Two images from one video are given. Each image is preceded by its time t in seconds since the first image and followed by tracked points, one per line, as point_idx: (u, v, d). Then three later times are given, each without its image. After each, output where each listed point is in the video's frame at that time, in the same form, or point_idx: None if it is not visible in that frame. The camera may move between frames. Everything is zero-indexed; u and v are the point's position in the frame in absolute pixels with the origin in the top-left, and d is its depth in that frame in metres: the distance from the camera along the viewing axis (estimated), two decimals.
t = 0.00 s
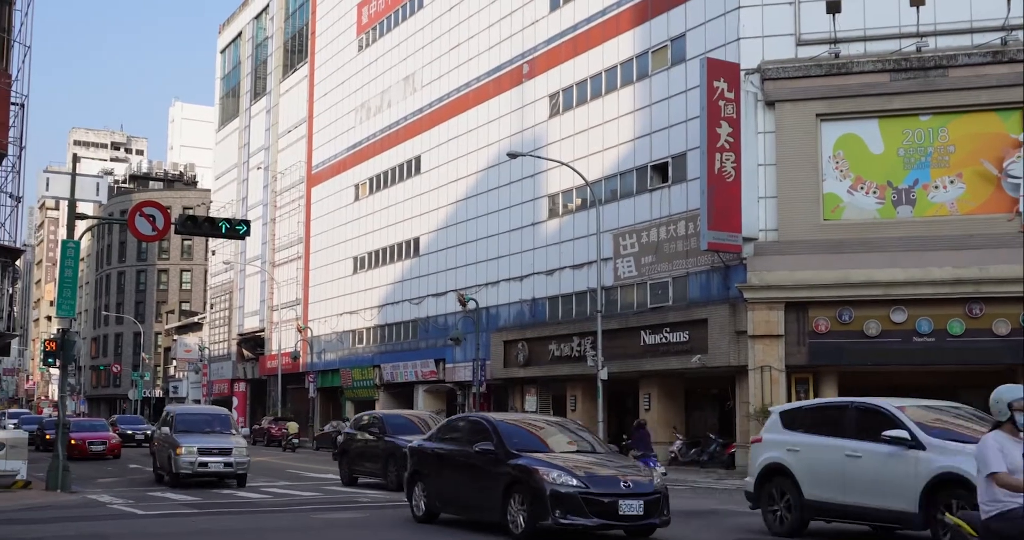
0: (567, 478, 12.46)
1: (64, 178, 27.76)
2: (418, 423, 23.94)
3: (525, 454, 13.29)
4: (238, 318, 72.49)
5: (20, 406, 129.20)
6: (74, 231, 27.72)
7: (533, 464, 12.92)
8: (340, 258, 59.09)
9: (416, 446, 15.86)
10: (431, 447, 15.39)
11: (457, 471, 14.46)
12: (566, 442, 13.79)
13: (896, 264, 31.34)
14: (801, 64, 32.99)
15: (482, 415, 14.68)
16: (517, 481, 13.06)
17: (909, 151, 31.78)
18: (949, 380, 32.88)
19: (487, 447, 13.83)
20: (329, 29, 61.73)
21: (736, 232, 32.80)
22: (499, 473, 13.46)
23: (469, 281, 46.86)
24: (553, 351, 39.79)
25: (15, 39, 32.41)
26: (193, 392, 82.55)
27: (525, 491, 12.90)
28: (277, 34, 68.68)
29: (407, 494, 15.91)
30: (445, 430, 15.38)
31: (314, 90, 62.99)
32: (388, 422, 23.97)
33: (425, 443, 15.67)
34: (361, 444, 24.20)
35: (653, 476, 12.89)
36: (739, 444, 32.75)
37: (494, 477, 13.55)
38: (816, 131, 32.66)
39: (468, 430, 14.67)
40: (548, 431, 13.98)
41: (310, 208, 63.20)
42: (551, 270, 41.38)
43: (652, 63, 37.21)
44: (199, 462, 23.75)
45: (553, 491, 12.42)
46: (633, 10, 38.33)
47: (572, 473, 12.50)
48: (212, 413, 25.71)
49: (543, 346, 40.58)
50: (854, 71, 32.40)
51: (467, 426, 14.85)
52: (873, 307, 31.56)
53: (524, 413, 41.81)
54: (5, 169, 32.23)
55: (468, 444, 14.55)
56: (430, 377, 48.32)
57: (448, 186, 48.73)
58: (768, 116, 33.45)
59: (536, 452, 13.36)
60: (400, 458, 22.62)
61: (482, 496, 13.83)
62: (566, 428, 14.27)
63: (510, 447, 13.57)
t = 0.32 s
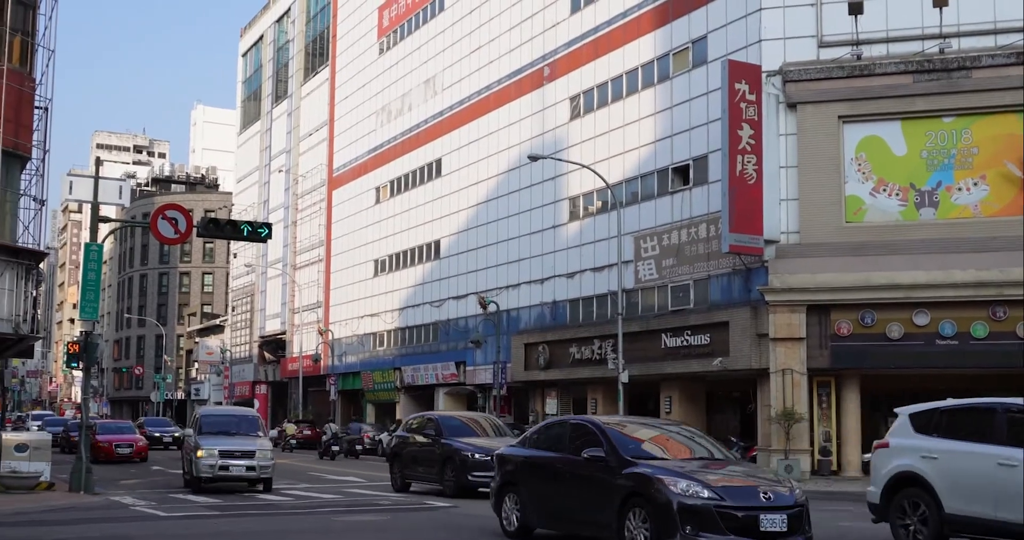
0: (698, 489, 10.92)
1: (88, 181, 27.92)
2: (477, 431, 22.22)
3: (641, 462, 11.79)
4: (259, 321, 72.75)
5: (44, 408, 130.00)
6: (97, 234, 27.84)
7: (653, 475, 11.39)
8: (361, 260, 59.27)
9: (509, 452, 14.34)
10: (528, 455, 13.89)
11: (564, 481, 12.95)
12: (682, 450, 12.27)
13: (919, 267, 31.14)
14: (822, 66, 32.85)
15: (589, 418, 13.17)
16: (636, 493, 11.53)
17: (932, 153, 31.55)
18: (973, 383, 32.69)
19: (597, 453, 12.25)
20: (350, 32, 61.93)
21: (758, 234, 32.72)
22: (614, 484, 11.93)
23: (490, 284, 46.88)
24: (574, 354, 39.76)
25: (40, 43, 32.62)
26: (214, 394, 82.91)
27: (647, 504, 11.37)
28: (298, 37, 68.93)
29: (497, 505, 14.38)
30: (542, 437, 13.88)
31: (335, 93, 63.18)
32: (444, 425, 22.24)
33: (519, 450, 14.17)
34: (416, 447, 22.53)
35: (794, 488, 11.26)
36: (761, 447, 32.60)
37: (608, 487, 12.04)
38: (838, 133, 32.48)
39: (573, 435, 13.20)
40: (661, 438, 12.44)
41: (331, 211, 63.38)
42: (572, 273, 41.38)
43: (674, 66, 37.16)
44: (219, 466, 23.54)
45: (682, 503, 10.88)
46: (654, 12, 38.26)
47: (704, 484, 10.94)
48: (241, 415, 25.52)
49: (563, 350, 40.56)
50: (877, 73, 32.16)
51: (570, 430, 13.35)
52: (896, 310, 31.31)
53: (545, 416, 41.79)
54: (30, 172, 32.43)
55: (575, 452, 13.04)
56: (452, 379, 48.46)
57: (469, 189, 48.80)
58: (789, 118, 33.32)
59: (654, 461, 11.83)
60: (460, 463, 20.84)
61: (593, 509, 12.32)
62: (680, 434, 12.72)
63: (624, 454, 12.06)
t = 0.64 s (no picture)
0: (886, 508, 8.88)
1: (109, 184, 28.05)
2: (542, 430, 19.93)
3: (806, 475, 9.67)
4: (277, 324, 72.97)
5: (65, 410, 130.64)
6: (119, 237, 27.98)
7: (828, 490, 9.30)
8: (380, 263, 59.38)
9: (624, 460, 12.13)
10: (651, 463, 11.69)
11: (703, 496, 10.79)
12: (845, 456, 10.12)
13: (940, 270, 30.95)
14: (842, 68, 32.73)
15: (728, 420, 11.00)
16: (807, 512, 9.44)
17: (953, 155, 31.30)
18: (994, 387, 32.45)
19: (751, 462, 10.10)
20: (369, 36, 62.10)
21: (778, 238, 32.53)
22: (775, 501, 9.82)
23: (508, 287, 46.87)
24: (592, 357, 39.72)
25: (63, 47, 32.79)
26: (234, 397, 83.14)
27: (823, 526, 9.27)
28: (318, 41, 69.20)
29: (608, 521, 12.20)
30: (668, 443, 11.70)
31: (354, 97, 63.37)
32: (507, 427, 20.07)
33: (637, 457, 12.01)
34: (477, 452, 20.50)
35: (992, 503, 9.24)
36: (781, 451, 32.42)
37: (762, 504, 9.97)
38: (857, 136, 32.35)
39: (706, 441, 11.06)
40: (820, 444, 10.33)
41: (350, 214, 63.52)
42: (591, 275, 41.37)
43: (692, 68, 37.12)
44: (226, 471, 22.04)
45: (869, 525, 8.84)
46: (673, 14, 38.24)
47: (894, 502, 8.91)
48: (258, 418, 24.03)
49: (582, 353, 40.54)
50: (898, 75, 31.97)
51: (703, 435, 11.19)
52: (917, 313, 31.15)
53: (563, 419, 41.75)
54: (51, 174, 32.58)
55: (714, 460, 10.86)
56: (470, 382, 48.43)
57: (487, 192, 48.86)
58: (809, 120, 33.19)
59: (824, 473, 9.72)
60: (526, 470, 18.71)
61: (744, 532, 10.21)
62: (836, 437, 10.58)
63: (783, 464, 9.93)
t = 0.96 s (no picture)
0: None
1: (126, 186, 28.12)
2: (612, 433, 18.02)
3: None
4: (294, 326, 73.16)
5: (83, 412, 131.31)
6: (136, 240, 28.03)
7: None
8: (396, 266, 59.44)
9: (780, 473, 10.69)
10: (820, 476, 10.25)
11: (897, 520, 9.39)
12: None
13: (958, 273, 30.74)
14: (860, 71, 32.65)
15: (922, 426, 9.57)
16: None
17: (971, 159, 30.26)
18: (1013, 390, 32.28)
19: (972, 480, 8.67)
20: (386, 38, 62.20)
21: (795, 241, 32.53)
22: (1003, 530, 8.42)
23: (524, 290, 46.89)
24: (608, 360, 39.68)
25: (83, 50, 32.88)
26: (250, 399, 83.35)
27: None
28: (334, 44, 69.40)
29: None
30: (839, 451, 10.24)
31: (371, 100, 63.49)
32: (574, 430, 18.12)
33: (799, 469, 10.53)
34: (540, 457, 18.62)
35: None
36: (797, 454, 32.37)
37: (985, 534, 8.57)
38: (874, 138, 32.25)
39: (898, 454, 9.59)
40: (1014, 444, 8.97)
41: (367, 217, 63.69)
42: (607, 278, 41.34)
43: (709, 71, 37.07)
44: (217, 477, 19.82)
45: None
46: (689, 17, 38.18)
47: None
48: (265, 417, 21.55)
49: (597, 356, 40.52)
50: (915, 77, 31.88)
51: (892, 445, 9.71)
52: (934, 316, 31.01)
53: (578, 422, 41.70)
54: (69, 177, 32.71)
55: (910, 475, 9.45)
56: (485, 385, 48.39)
57: (503, 195, 48.88)
58: (826, 123, 33.11)
59: None
60: (600, 478, 16.84)
61: None
62: None
63: (1009, 484, 8.49)
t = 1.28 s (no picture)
0: None
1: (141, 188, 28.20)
2: (687, 439, 17.01)
3: None
4: (307, 328, 73.32)
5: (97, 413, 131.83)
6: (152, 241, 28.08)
7: None
8: (408, 269, 59.47)
9: (977, 491, 10.90)
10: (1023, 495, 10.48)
11: None
12: None
13: (973, 276, 30.58)
14: (874, 73, 32.53)
15: None
16: None
17: (986, 161, 30.83)
18: None
19: None
20: (399, 41, 62.30)
21: (808, 243, 32.38)
22: None
23: (537, 292, 46.91)
24: (621, 363, 39.68)
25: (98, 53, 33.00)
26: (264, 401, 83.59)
27: None
28: (347, 47, 69.54)
29: None
30: None
31: (384, 103, 63.57)
32: (645, 435, 17.16)
33: (1000, 486, 10.76)
34: (606, 463, 17.75)
35: None
36: (811, 457, 32.30)
37: None
38: (888, 141, 32.05)
39: None
40: None
41: (380, 219, 63.74)
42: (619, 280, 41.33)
43: (722, 73, 37.02)
44: (195, 482, 19.17)
45: None
46: (702, 19, 38.16)
47: None
48: (259, 420, 20.88)
49: (610, 359, 40.53)
50: (930, 80, 31.81)
51: None
52: (949, 320, 30.80)
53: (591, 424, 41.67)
54: (86, 179, 32.85)
55: None
56: (497, 387, 48.35)
57: (516, 197, 48.89)
58: (840, 125, 32.93)
59: None
60: (675, 486, 15.80)
61: None
62: None
63: None
